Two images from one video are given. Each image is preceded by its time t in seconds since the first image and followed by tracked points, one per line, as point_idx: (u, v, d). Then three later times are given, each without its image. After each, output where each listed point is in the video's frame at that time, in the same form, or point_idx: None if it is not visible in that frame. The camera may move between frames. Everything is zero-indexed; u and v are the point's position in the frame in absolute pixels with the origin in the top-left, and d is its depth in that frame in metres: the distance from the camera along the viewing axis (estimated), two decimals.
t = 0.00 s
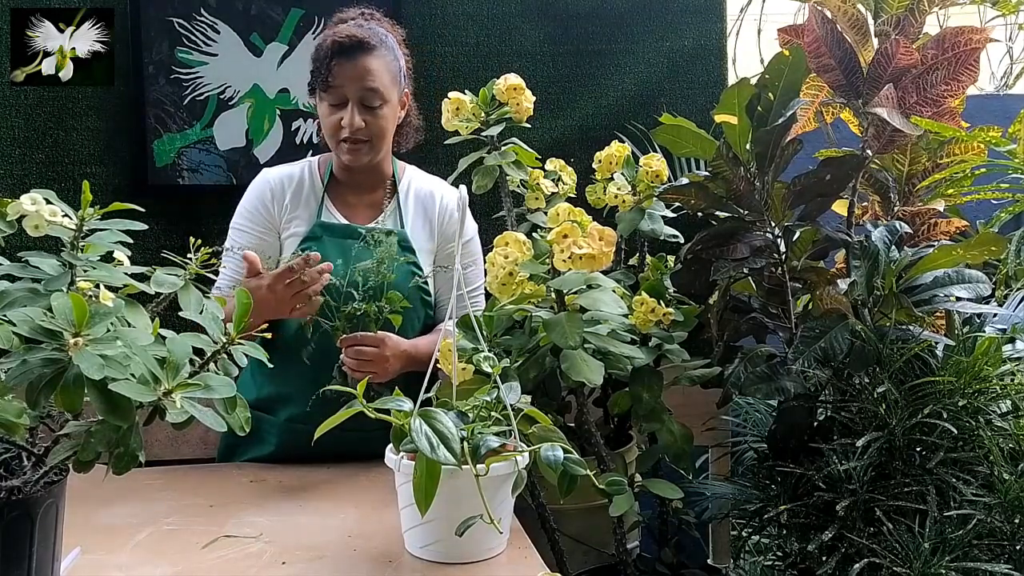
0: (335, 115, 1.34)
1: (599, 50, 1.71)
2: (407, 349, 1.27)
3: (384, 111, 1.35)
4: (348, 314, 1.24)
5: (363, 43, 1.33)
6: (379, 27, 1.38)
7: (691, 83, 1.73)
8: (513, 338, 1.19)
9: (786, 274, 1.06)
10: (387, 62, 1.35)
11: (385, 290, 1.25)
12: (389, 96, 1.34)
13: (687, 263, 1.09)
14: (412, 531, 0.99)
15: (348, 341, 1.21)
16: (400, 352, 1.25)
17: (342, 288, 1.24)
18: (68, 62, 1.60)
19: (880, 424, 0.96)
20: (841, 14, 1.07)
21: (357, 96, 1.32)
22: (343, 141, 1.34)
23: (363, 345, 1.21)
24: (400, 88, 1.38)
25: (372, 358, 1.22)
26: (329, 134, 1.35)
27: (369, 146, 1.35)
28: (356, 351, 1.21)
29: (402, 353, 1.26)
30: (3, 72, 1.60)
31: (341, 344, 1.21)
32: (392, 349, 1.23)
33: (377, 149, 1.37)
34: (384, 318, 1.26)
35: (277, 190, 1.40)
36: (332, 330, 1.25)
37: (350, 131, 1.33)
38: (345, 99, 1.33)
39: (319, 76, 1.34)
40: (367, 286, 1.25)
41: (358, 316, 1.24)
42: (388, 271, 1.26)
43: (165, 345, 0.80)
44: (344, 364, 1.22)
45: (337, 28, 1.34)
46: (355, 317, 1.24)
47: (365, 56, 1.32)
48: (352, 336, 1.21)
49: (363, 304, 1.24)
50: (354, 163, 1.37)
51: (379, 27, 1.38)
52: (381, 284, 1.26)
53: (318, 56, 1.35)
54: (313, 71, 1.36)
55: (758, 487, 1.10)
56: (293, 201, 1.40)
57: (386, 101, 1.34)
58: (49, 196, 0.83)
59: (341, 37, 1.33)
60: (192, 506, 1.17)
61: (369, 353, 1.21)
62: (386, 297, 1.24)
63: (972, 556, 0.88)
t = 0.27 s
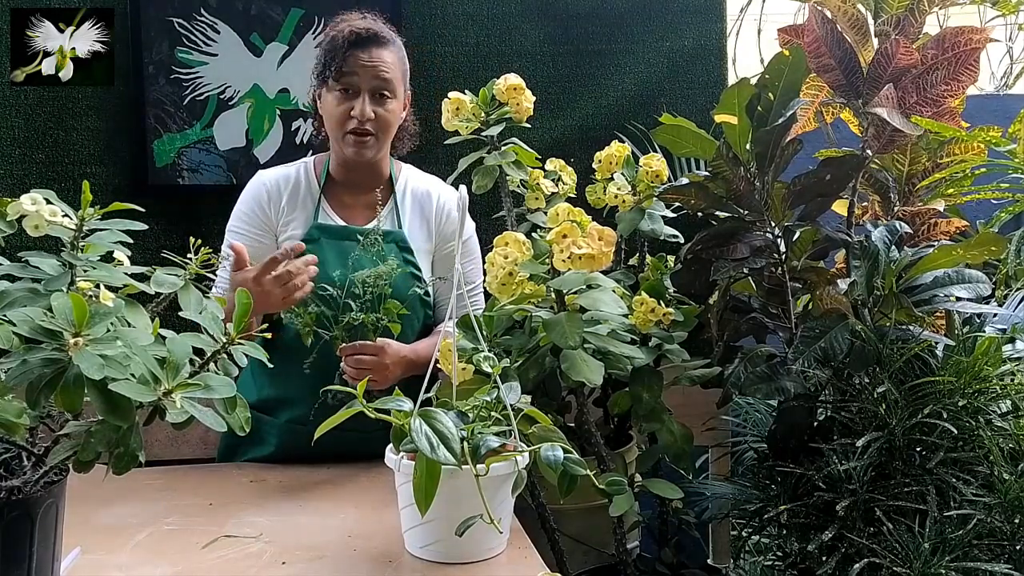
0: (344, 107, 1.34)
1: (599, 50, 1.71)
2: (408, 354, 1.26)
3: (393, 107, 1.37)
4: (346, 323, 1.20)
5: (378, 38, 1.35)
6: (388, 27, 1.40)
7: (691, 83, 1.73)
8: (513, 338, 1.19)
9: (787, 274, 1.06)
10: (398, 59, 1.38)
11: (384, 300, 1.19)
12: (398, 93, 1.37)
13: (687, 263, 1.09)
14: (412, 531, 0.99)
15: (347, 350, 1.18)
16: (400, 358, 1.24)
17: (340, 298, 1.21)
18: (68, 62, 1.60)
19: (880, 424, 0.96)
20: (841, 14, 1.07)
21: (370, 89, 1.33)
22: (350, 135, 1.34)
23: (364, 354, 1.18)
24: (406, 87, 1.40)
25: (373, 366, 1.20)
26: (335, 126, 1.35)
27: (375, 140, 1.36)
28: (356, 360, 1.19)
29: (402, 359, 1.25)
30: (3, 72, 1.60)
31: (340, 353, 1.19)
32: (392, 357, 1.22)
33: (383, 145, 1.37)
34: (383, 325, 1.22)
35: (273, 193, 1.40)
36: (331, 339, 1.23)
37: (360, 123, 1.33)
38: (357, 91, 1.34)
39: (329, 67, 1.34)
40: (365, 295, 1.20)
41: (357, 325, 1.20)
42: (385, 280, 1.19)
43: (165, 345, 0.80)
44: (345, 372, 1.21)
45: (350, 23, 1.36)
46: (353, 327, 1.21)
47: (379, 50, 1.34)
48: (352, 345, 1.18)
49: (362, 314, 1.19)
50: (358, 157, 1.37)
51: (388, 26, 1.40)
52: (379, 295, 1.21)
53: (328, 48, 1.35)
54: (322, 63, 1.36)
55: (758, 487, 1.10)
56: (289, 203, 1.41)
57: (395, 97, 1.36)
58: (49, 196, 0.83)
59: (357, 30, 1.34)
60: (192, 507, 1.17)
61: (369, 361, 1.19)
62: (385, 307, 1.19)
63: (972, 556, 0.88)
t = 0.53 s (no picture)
0: (349, 105, 1.34)
1: (599, 50, 1.71)
2: (411, 359, 1.26)
3: (397, 107, 1.37)
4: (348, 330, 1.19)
5: (386, 38, 1.35)
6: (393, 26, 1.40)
7: (691, 83, 1.73)
8: (513, 338, 1.19)
9: (787, 274, 1.06)
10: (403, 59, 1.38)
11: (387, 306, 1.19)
12: (403, 93, 1.37)
13: (687, 263, 1.09)
14: (412, 531, 0.99)
15: (350, 356, 1.19)
16: (403, 362, 1.24)
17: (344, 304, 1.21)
18: (68, 62, 1.60)
19: (880, 424, 0.96)
20: (841, 14, 1.07)
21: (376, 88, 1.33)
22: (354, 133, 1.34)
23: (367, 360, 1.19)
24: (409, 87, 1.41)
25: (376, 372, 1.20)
26: (339, 123, 1.34)
27: (378, 139, 1.36)
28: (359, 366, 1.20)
29: (405, 363, 1.25)
30: (3, 72, 1.60)
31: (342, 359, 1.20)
32: (395, 363, 1.22)
33: (385, 144, 1.38)
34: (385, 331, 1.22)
35: (269, 195, 1.40)
36: (332, 345, 1.23)
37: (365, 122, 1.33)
38: (363, 89, 1.34)
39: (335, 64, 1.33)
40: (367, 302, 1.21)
41: (358, 331, 1.20)
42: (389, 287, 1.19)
43: (165, 345, 0.80)
44: (347, 378, 1.22)
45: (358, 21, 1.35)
46: (356, 333, 1.21)
47: (387, 50, 1.34)
48: (354, 351, 1.19)
49: (365, 320, 1.19)
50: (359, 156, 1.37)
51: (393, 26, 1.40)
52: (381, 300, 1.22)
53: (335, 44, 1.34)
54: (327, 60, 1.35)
55: (758, 487, 1.10)
56: (285, 206, 1.41)
57: (400, 98, 1.37)
58: (49, 196, 0.83)
59: (366, 28, 1.34)
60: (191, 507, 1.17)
61: (371, 368, 1.20)
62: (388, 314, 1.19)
63: (972, 556, 0.88)
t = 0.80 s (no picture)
0: (355, 109, 1.33)
1: (599, 50, 1.71)
2: (410, 362, 1.27)
3: (402, 113, 1.37)
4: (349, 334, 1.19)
5: (395, 44, 1.34)
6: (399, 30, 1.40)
7: (691, 83, 1.73)
8: (513, 338, 1.19)
9: (787, 274, 1.06)
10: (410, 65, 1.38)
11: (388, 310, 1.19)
12: (408, 99, 1.37)
13: (687, 263, 1.09)
14: (412, 531, 0.99)
15: (350, 361, 1.19)
16: (403, 366, 1.25)
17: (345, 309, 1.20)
18: (68, 62, 1.60)
19: (880, 424, 0.96)
20: (841, 14, 1.07)
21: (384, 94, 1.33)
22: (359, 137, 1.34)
23: (366, 364, 1.19)
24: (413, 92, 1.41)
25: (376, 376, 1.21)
26: (344, 126, 1.34)
27: (381, 144, 1.37)
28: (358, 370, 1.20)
29: (404, 366, 1.25)
30: (3, 72, 1.60)
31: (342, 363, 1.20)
32: (395, 367, 1.22)
33: (387, 148, 1.38)
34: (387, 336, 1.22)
35: (265, 195, 1.40)
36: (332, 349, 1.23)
37: (370, 127, 1.33)
38: (370, 94, 1.33)
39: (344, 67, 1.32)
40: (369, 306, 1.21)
41: (359, 336, 1.20)
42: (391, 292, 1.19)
43: (165, 345, 0.80)
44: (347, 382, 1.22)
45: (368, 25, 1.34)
46: (356, 337, 1.21)
47: (396, 56, 1.34)
48: (354, 356, 1.19)
49: (366, 325, 1.19)
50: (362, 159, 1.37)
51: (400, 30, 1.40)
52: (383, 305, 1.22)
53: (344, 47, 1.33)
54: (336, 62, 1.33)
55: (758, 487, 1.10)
56: (282, 206, 1.40)
57: (405, 104, 1.37)
58: (49, 196, 0.83)
59: (377, 33, 1.33)
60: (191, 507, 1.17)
61: (370, 372, 1.20)
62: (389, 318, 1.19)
63: (972, 556, 0.88)
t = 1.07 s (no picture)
0: (354, 108, 1.33)
1: (599, 50, 1.71)
2: (410, 362, 1.27)
3: (400, 111, 1.37)
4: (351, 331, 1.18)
5: (392, 41, 1.34)
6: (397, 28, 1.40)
7: (691, 83, 1.73)
8: (513, 338, 1.19)
9: (786, 274, 1.07)
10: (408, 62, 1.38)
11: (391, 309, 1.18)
12: (406, 97, 1.37)
13: (687, 263, 1.09)
14: (412, 531, 0.99)
15: (350, 356, 1.18)
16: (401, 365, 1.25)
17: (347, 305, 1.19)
18: (68, 62, 1.60)
19: (880, 424, 0.96)
20: (841, 14, 1.07)
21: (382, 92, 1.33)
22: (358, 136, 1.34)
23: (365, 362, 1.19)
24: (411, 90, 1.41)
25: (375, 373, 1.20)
26: (342, 125, 1.34)
27: (380, 142, 1.36)
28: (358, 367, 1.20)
29: (403, 366, 1.25)
30: (3, 72, 1.60)
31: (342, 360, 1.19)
32: (394, 365, 1.22)
33: (386, 147, 1.38)
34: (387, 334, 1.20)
35: (263, 196, 1.40)
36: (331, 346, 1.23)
37: (369, 126, 1.33)
38: (368, 93, 1.33)
39: (342, 66, 1.32)
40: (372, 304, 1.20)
41: (360, 333, 1.19)
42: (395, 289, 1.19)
43: (165, 344, 0.80)
44: (345, 379, 1.21)
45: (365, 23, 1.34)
46: (358, 333, 1.20)
47: (393, 54, 1.34)
48: (354, 352, 1.19)
49: (368, 322, 1.18)
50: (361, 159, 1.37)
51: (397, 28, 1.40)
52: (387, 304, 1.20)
53: (342, 46, 1.33)
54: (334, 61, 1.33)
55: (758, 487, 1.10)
56: (279, 207, 1.40)
57: (403, 101, 1.37)
58: (49, 196, 0.83)
59: (374, 32, 1.33)
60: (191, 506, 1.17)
61: (369, 371, 1.20)
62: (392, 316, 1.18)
63: (972, 556, 0.88)
